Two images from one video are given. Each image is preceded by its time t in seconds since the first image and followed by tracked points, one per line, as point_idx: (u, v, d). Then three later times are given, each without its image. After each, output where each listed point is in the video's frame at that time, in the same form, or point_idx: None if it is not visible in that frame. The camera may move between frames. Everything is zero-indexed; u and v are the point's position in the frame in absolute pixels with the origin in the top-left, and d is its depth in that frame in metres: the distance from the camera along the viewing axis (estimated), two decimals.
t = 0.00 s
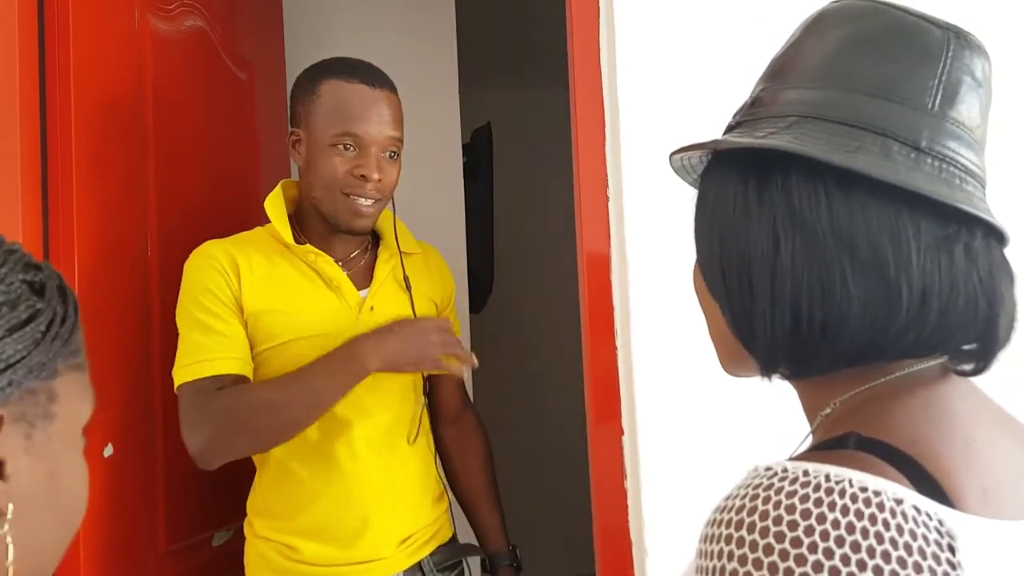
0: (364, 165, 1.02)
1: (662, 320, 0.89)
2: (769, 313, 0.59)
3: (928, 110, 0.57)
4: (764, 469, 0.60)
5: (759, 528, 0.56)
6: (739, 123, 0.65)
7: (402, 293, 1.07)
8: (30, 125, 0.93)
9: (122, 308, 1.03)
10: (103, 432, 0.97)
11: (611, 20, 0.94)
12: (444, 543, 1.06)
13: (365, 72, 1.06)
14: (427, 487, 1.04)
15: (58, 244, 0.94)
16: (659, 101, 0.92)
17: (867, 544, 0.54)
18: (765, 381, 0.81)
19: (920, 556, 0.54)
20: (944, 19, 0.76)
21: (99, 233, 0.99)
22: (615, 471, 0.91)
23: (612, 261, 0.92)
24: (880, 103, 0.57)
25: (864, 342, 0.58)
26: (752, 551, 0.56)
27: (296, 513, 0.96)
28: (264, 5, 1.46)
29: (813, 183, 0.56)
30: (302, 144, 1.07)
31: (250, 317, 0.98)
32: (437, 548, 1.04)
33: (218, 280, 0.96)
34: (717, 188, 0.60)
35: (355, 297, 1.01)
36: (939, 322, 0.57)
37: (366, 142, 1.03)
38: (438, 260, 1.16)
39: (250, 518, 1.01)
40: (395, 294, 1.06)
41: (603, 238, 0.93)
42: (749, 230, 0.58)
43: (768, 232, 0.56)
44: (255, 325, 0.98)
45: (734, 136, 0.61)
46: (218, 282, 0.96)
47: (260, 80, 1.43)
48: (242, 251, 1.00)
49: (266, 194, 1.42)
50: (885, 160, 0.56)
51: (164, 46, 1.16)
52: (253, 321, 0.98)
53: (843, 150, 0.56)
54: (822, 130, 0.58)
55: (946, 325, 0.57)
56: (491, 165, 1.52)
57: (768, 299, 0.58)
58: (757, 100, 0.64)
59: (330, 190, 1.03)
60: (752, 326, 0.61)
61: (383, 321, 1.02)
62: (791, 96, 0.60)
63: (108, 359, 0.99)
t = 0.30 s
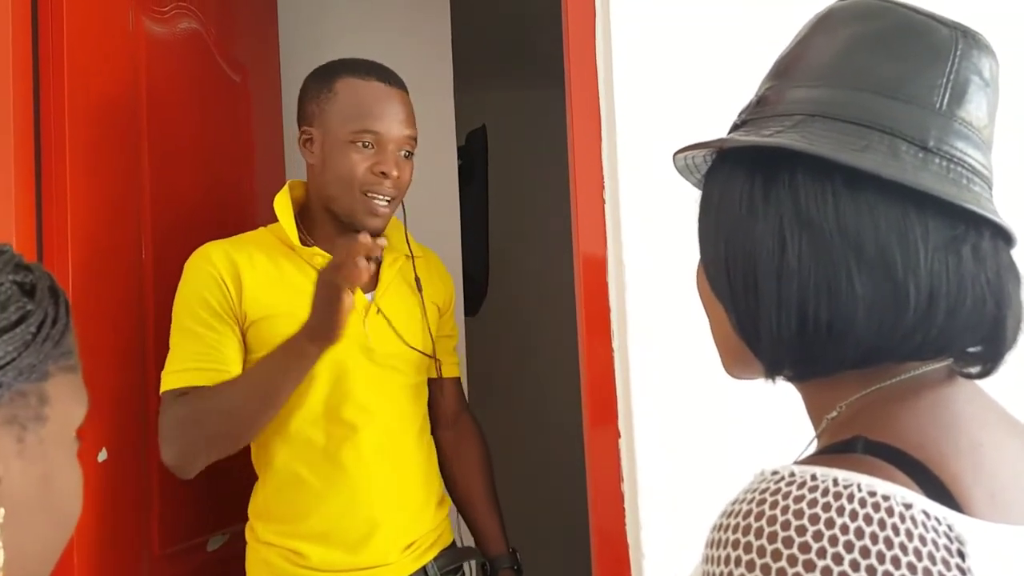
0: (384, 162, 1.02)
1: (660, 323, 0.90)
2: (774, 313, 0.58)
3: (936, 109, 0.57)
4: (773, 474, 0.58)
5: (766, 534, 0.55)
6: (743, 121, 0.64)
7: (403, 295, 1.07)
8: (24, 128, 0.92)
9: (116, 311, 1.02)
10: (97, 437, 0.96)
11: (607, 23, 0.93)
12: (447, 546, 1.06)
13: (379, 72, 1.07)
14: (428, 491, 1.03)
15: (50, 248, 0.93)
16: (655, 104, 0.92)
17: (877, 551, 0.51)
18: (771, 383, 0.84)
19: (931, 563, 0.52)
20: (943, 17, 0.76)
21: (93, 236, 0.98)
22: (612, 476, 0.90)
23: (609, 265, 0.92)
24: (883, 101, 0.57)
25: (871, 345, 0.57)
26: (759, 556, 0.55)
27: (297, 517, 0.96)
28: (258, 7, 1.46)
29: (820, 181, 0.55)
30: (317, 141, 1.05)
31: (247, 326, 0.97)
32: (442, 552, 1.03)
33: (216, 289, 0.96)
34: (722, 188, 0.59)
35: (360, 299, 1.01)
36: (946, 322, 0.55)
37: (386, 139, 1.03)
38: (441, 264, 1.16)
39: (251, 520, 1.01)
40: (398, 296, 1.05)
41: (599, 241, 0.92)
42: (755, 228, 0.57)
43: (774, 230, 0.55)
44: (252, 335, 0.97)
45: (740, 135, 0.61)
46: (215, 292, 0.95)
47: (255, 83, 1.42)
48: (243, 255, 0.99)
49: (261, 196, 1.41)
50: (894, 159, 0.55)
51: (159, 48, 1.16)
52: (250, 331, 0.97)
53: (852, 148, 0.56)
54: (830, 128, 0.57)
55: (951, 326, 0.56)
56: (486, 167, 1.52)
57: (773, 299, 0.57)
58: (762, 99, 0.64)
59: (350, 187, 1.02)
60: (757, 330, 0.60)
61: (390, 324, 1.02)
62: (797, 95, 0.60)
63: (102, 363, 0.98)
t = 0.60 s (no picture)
0: (387, 163, 1.01)
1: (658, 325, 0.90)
2: (783, 312, 0.56)
3: (944, 107, 0.55)
4: (781, 475, 0.56)
5: (776, 536, 0.53)
6: (750, 120, 0.63)
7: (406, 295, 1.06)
8: (18, 129, 0.91)
9: (113, 312, 1.02)
10: (94, 439, 0.96)
11: (604, 24, 0.93)
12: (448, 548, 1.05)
13: (383, 72, 1.06)
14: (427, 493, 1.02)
15: (46, 249, 0.93)
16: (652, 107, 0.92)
17: (890, 552, 0.50)
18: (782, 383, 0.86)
19: (946, 566, 0.50)
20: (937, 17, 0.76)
21: (89, 237, 0.98)
22: (610, 479, 0.89)
23: (607, 268, 0.91)
24: (891, 99, 0.55)
25: (881, 345, 0.55)
26: (770, 558, 0.53)
27: (297, 518, 0.95)
28: (253, 8, 1.45)
29: (829, 179, 0.53)
30: (320, 142, 1.05)
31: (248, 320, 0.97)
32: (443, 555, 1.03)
33: (216, 281, 0.96)
34: (730, 188, 0.58)
35: (359, 299, 1.00)
36: (957, 321, 0.53)
37: (389, 140, 1.02)
38: (449, 269, 1.15)
39: (251, 523, 1.00)
40: (400, 297, 1.05)
41: (597, 243, 0.92)
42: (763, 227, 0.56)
43: (782, 228, 0.54)
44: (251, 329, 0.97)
45: (746, 133, 0.59)
46: (215, 282, 0.95)
47: (250, 84, 1.42)
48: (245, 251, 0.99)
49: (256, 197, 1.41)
50: (903, 158, 0.53)
51: (153, 49, 1.15)
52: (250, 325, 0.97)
53: (860, 147, 0.54)
54: (838, 126, 0.55)
55: (963, 324, 0.53)
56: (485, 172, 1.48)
57: (782, 299, 0.56)
58: (770, 98, 0.63)
59: (353, 189, 1.02)
60: (765, 332, 0.59)
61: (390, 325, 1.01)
62: (805, 93, 0.59)
63: (99, 364, 0.98)
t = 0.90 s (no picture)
0: (385, 156, 1.00)
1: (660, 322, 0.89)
2: (798, 309, 0.56)
3: (959, 99, 0.54)
4: (799, 472, 0.55)
5: (795, 535, 0.52)
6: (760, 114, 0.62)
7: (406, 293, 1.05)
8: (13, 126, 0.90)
9: (108, 310, 1.01)
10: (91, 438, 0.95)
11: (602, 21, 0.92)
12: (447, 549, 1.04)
13: (378, 65, 1.05)
14: (427, 493, 1.01)
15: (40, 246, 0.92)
16: (652, 103, 0.92)
17: (912, 552, 0.49)
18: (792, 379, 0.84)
19: (969, 565, 0.50)
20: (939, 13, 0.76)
21: (84, 235, 0.97)
22: (610, 479, 0.89)
23: (607, 266, 0.91)
24: (901, 90, 0.54)
25: (898, 341, 0.54)
26: (788, 558, 0.52)
27: (296, 518, 0.94)
28: (246, 4, 1.43)
29: (843, 172, 0.53)
30: (318, 139, 1.04)
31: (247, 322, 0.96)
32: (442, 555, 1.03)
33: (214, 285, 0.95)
34: (741, 182, 0.57)
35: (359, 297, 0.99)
36: (974, 315, 0.53)
37: (386, 132, 1.01)
38: (450, 266, 1.15)
39: (250, 522, 0.99)
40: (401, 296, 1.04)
41: (597, 241, 0.91)
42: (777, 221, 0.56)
43: (796, 221, 0.53)
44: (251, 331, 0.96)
45: (759, 128, 0.59)
46: (215, 285, 0.94)
47: (245, 82, 1.41)
48: (244, 252, 0.98)
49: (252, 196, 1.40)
50: (918, 150, 0.53)
51: (148, 46, 1.14)
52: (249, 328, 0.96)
53: (874, 140, 0.53)
54: (850, 118, 0.55)
55: (980, 319, 0.53)
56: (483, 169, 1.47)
57: (797, 294, 0.55)
58: (781, 92, 0.62)
59: (352, 184, 1.01)
60: (779, 328, 0.58)
61: (389, 323, 1.01)
62: (814, 86, 0.58)
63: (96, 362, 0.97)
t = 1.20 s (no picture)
0: (379, 157, 1.00)
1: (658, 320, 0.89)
2: (816, 305, 0.55)
3: (977, 93, 0.54)
4: (821, 471, 0.55)
5: (819, 535, 0.52)
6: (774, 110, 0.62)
7: (402, 291, 1.04)
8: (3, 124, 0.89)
9: (97, 309, 0.99)
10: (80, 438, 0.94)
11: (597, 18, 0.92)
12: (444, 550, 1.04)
13: (367, 63, 1.04)
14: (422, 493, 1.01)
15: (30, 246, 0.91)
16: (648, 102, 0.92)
17: (939, 551, 0.49)
18: (801, 378, 0.87)
19: (996, 564, 0.49)
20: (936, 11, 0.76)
21: (72, 235, 0.96)
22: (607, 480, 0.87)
23: (604, 265, 0.90)
24: (914, 84, 0.54)
25: (917, 338, 0.53)
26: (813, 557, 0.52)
27: (292, 518, 0.94)
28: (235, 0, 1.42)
29: (861, 166, 0.52)
30: (309, 139, 1.03)
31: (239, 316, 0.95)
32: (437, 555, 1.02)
33: (206, 279, 0.94)
34: (757, 179, 0.57)
35: (353, 297, 0.99)
36: (995, 312, 0.52)
37: (379, 133, 1.00)
38: (446, 262, 1.14)
39: (245, 523, 0.98)
40: (397, 294, 1.03)
41: (593, 241, 0.90)
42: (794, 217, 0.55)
43: (813, 217, 0.53)
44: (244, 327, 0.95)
45: (773, 123, 0.58)
46: (207, 280, 0.94)
47: (235, 80, 1.40)
48: (236, 248, 0.97)
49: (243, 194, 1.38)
50: (936, 144, 0.52)
51: (138, 44, 1.13)
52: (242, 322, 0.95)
53: (893, 133, 0.52)
54: (867, 113, 0.54)
55: (1001, 315, 0.52)
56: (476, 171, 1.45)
57: (815, 290, 0.54)
58: (793, 88, 0.62)
59: (345, 186, 1.00)
60: (795, 327, 0.57)
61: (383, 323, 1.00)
62: (827, 81, 0.58)
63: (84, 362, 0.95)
